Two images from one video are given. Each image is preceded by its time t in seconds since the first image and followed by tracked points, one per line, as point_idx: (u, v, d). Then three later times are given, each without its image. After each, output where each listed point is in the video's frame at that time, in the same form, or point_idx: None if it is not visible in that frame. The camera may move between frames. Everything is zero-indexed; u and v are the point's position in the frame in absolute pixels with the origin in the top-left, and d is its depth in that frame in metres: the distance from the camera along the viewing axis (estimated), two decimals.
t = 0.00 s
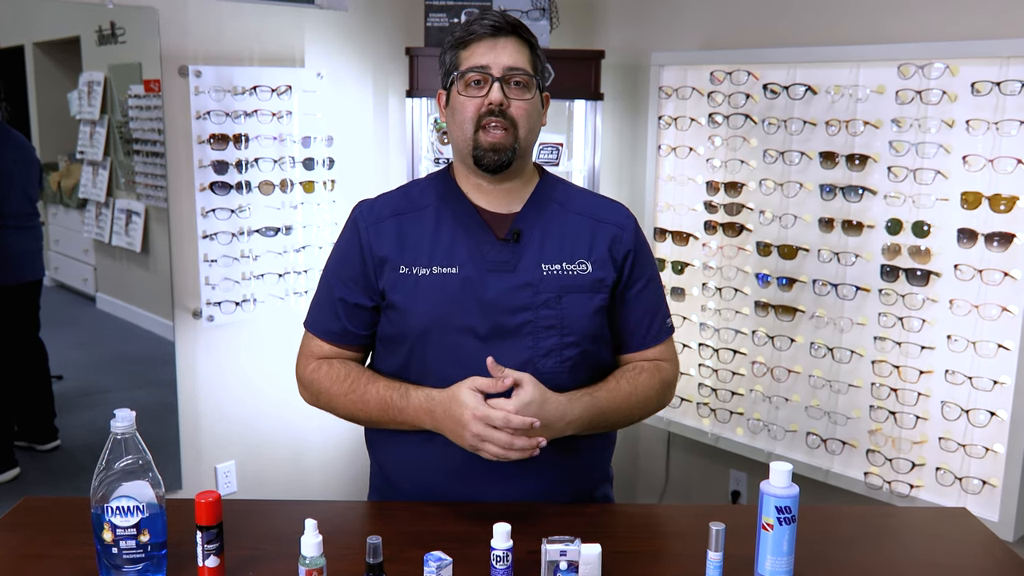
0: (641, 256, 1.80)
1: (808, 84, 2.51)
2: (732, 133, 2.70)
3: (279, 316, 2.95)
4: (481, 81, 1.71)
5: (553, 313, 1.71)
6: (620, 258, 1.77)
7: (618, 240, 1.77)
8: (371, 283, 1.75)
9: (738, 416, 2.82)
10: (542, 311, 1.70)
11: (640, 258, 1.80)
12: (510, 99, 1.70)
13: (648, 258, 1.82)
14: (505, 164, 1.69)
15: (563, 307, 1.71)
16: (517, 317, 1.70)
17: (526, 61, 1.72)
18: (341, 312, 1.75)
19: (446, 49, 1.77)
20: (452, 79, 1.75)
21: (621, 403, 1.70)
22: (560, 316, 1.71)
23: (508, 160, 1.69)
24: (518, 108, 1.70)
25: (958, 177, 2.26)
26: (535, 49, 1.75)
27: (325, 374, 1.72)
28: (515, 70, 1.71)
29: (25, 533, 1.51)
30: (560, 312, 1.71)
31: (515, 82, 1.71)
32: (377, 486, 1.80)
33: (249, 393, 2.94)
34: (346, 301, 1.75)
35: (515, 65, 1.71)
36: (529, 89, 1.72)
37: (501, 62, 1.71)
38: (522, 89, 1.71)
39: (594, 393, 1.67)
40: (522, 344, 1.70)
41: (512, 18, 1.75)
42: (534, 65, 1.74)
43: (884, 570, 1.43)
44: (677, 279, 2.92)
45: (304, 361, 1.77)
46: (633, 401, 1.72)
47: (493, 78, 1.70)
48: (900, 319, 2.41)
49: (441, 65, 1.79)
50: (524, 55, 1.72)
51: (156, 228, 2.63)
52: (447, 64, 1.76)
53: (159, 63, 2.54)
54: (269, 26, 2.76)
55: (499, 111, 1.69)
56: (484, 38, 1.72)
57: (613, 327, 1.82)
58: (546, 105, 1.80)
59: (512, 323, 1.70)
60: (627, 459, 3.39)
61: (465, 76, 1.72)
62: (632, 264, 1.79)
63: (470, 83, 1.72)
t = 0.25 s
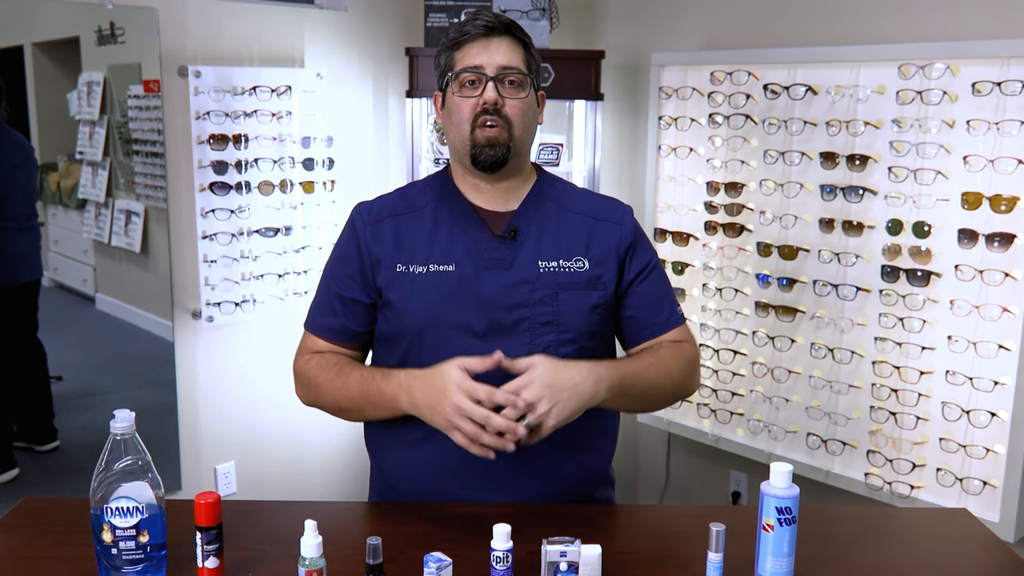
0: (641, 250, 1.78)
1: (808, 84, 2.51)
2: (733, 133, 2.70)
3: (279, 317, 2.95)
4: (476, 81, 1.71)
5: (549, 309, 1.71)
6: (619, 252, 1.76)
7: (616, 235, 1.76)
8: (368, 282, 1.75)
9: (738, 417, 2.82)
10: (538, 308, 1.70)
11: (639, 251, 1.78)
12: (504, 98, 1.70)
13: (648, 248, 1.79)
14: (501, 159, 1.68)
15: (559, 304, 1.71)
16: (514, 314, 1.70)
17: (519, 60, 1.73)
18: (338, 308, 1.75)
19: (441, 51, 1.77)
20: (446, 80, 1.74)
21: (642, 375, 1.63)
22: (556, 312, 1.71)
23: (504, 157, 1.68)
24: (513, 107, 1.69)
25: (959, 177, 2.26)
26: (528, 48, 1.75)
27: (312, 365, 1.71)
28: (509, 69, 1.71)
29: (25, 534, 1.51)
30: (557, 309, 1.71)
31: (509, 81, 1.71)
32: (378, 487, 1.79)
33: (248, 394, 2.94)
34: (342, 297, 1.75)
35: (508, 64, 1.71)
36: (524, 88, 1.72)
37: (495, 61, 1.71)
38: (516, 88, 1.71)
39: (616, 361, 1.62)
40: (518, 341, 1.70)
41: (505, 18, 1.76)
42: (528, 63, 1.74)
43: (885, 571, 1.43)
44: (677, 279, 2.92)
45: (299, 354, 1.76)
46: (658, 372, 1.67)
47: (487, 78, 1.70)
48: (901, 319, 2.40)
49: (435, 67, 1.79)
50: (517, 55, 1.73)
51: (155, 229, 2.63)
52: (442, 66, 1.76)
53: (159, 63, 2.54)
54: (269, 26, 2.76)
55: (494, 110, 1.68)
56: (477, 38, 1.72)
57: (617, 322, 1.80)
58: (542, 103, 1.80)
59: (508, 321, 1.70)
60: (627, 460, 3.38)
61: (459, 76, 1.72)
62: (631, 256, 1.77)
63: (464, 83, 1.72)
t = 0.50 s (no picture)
0: (641, 255, 1.79)
1: (809, 84, 2.50)
2: (733, 134, 2.70)
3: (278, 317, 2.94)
4: (473, 81, 1.71)
5: (548, 309, 1.70)
6: (619, 256, 1.76)
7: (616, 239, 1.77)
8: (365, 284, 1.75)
9: (739, 418, 2.81)
10: (538, 308, 1.70)
11: (639, 256, 1.79)
12: (502, 96, 1.70)
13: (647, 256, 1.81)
14: (500, 155, 1.68)
15: (559, 304, 1.71)
16: (514, 314, 1.69)
17: (517, 58, 1.73)
18: (331, 312, 1.74)
19: (438, 53, 1.78)
20: (444, 81, 1.74)
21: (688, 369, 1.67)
22: (556, 313, 1.70)
23: (504, 153, 1.68)
24: (511, 105, 1.69)
25: (959, 177, 2.26)
26: (525, 47, 1.75)
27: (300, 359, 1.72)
28: (507, 68, 1.71)
29: (24, 534, 1.50)
30: (556, 309, 1.70)
31: (507, 80, 1.71)
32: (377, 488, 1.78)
33: (248, 394, 2.93)
34: (336, 302, 1.75)
35: (506, 63, 1.71)
36: (521, 86, 1.72)
37: (492, 61, 1.71)
38: (514, 87, 1.71)
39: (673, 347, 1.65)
40: (517, 342, 1.69)
41: (502, 18, 1.76)
42: (526, 62, 1.74)
43: (886, 572, 1.42)
44: (677, 280, 2.91)
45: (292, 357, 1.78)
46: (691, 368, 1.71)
47: (484, 77, 1.70)
48: (901, 320, 2.40)
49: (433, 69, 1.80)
50: (515, 54, 1.72)
51: (155, 229, 2.63)
52: (439, 67, 1.77)
53: (158, 63, 2.54)
54: (268, 26, 2.76)
55: (492, 108, 1.68)
56: (474, 38, 1.73)
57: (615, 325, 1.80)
58: (540, 102, 1.80)
59: (508, 321, 1.69)
60: (628, 461, 3.38)
61: (457, 76, 1.72)
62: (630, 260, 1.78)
63: (461, 83, 1.72)
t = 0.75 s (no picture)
0: (641, 261, 1.80)
1: (809, 84, 2.50)
2: (733, 134, 2.70)
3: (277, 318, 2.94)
4: (470, 80, 1.70)
5: (550, 313, 1.69)
6: (621, 260, 1.76)
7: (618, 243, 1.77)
8: (364, 288, 1.74)
9: (739, 418, 2.81)
10: (540, 311, 1.69)
11: (640, 262, 1.80)
12: (499, 96, 1.70)
13: (648, 262, 1.82)
14: (498, 155, 1.68)
15: (561, 308, 1.70)
16: (515, 317, 1.68)
17: (514, 57, 1.72)
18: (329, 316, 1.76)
19: (437, 53, 1.77)
20: (442, 81, 1.74)
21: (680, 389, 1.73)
22: (558, 316, 1.69)
23: (501, 153, 1.68)
24: (508, 104, 1.69)
25: (960, 178, 2.25)
26: (523, 46, 1.74)
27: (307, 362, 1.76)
28: (504, 67, 1.71)
29: (23, 535, 1.50)
30: (558, 312, 1.69)
31: (504, 78, 1.70)
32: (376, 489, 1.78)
33: (247, 395, 2.93)
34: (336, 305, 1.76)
35: (503, 62, 1.71)
36: (519, 85, 1.71)
37: (489, 60, 1.70)
38: (512, 86, 1.71)
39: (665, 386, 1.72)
40: (521, 344, 1.68)
41: (499, 16, 1.75)
42: (524, 61, 1.73)
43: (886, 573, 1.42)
44: (677, 280, 2.91)
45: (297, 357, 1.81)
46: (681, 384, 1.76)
47: (481, 76, 1.70)
48: (902, 320, 2.39)
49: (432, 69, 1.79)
50: (512, 53, 1.72)
51: (154, 230, 2.62)
52: (438, 67, 1.76)
53: (158, 63, 2.54)
54: (268, 26, 2.76)
55: (490, 108, 1.68)
56: (471, 38, 1.72)
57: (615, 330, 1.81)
58: (539, 101, 1.79)
59: (509, 323, 1.68)
60: (628, 461, 3.38)
61: (454, 76, 1.72)
62: (632, 266, 1.78)
63: (459, 83, 1.71)
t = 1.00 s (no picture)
0: (640, 262, 1.80)
1: (810, 84, 2.50)
2: (734, 134, 2.69)
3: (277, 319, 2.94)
4: (471, 82, 1.70)
5: (551, 313, 1.69)
6: (621, 261, 1.76)
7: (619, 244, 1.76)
8: (364, 287, 1.74)
9: (739, 419, 2.80)
10: (541, 312, 1.68)
11: (639, 263, 1.80)
12: (500, 97, 1.69)
13: (647, 264, 1.82)
14: (500, 163, 1.68)
15: (562, 308, 1.69)
16: (516, 317, 1.67)
17: (515, 59, 1.71)
18: (329, 316, 1.76)
19: (437, 53, 1.77)
20: (443, 82, 1.74)
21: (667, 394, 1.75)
22: (559, 316, 1.69)
23: (503, 161, 1.68)
24: (509, 106, 1.69)
25: (961, 178, 2.25)
26: (523, 47, 1.73)
27: (310, 369, 1.76)
28: (505, 69, 1.70)
29: (21, 537, 1.50)
30: (559, 313, 1.69)
31: (504, 81, 1.70)
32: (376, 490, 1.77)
33: (246, 395, 2.92)
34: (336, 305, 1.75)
35: (504, 64, 1.70)
36: (520, 87, 1.71)
37: (490, 62, 1.70)
38: (512, 87, 1.70)
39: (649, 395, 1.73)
40: (521, 345, 1.67)
41: (500, 17, 1.75)
42: (525, 62, 1.73)
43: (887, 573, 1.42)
44: (677, 281, 2.90)
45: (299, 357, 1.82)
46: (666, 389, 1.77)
47: (482, 78, 1.69)
48: (902, 321, 2.39)
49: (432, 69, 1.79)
50: (513, 54, 1.71)
51: (153, 230, 2.62)
52: (438, 68, 1.76)
53: (157, 64, 2.54)
54: (268, 26, 2.75)
55: (491, 110, 1.68)
56: (472, 39, 1.71)
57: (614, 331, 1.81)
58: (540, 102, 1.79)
59: (510, 323, 1.67)
60: (628, 462, 3.37)
61: (455, 78, 1.71)
62: (631, 267, 1.78)
63: (460, 84, 1.71)
